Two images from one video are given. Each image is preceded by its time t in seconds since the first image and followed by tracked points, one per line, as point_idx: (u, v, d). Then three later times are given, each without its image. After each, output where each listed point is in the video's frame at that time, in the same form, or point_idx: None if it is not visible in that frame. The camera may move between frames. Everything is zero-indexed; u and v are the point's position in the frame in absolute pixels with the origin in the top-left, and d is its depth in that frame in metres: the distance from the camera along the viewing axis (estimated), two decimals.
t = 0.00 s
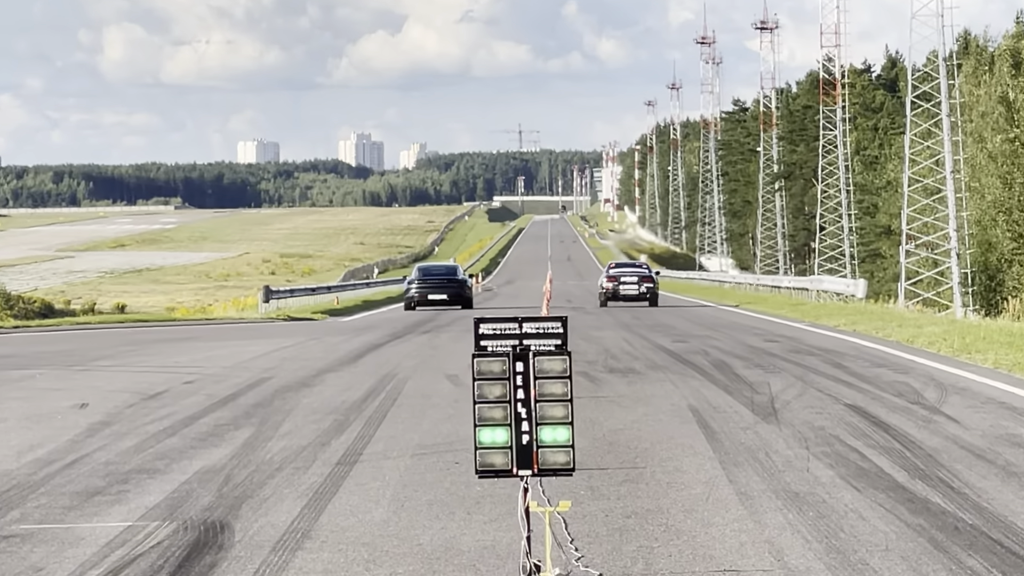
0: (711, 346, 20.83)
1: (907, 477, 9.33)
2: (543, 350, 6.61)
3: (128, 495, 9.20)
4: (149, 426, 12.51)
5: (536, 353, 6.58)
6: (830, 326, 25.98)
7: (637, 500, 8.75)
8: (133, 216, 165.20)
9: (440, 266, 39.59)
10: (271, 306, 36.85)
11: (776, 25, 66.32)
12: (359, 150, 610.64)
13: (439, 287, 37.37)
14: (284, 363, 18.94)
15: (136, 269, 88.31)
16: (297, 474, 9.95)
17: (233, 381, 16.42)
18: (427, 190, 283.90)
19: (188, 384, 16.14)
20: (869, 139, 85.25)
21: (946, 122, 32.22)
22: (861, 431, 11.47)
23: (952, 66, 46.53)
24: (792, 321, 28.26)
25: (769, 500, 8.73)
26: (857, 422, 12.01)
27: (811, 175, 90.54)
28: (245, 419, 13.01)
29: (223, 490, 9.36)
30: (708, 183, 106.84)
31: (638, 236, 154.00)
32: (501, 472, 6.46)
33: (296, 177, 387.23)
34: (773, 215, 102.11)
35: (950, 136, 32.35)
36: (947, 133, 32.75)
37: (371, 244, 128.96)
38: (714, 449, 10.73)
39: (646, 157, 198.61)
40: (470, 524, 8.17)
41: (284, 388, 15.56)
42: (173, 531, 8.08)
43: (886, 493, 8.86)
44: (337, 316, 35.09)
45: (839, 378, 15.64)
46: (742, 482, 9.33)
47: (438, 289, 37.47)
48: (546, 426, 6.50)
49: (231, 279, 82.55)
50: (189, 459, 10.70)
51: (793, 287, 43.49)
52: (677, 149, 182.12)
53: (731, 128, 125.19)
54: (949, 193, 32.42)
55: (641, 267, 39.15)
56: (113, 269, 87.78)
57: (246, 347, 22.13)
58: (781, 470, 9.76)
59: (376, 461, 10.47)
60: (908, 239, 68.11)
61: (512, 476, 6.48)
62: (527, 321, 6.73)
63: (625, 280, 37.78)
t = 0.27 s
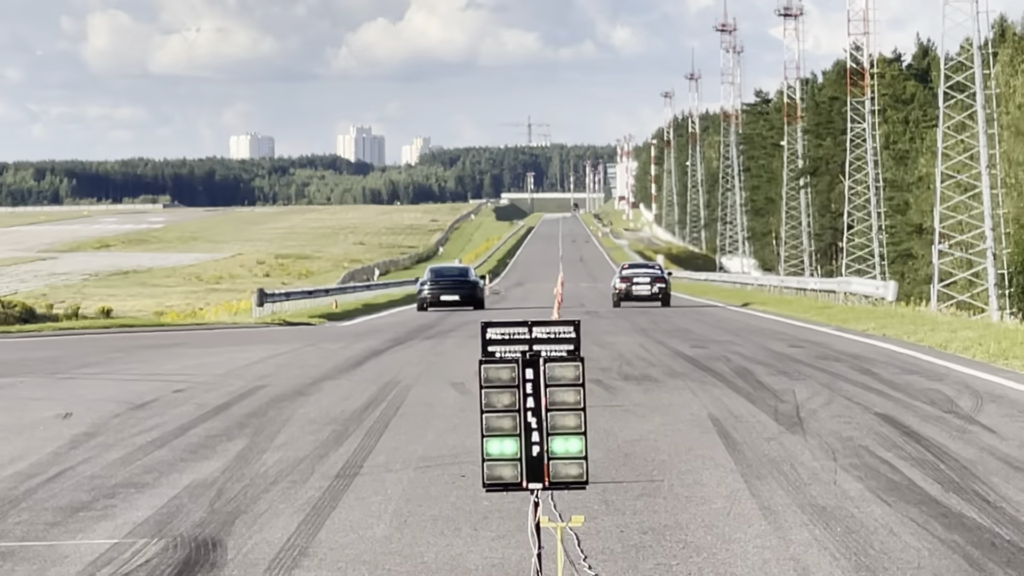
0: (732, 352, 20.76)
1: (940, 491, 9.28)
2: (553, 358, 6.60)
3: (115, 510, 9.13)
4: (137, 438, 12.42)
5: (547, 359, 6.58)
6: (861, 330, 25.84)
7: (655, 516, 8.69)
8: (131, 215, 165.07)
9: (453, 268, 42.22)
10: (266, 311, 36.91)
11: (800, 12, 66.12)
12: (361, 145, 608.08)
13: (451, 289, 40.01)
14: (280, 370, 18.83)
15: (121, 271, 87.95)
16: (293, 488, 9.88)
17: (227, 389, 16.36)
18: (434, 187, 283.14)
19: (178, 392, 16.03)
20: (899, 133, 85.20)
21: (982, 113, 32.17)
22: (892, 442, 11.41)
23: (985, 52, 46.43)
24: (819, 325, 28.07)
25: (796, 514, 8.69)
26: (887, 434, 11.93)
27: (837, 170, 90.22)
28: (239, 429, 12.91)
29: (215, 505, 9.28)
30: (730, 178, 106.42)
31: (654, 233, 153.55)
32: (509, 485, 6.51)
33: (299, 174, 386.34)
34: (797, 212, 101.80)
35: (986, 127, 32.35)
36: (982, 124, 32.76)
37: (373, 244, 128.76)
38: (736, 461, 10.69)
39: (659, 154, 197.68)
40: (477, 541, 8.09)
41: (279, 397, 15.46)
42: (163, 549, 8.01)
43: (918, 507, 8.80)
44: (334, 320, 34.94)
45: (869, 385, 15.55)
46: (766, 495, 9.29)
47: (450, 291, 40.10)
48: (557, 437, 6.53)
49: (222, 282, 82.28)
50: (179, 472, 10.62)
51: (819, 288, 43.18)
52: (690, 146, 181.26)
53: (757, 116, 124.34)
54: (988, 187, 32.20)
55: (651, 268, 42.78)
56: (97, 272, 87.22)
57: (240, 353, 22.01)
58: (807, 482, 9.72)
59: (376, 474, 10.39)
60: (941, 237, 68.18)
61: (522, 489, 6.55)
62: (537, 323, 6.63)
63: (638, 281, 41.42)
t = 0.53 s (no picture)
0: (746, 355, 20.74)
1: (965, 500, 9.25)
2: (561, 361, 6.95)
3: (102, 521, 9.08)
4: (125, 445, 12.37)
5: (553, 362, 6.91)
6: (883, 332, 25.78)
7: (666, 526, 8.68)
8: (127, 212, 164.64)
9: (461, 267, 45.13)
10: (260, 312, 36.90)
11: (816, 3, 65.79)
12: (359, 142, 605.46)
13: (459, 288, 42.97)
14: (275, 375, 18.77)
15: (108, 271, 87.43)
16: (288, 497, 9.84)
17: (220, 395, 16.32)
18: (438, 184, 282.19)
19: (169, 398, 15.96)
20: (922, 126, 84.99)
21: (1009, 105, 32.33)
22: (913, 449, 11.38)
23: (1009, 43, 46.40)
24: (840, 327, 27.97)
25: (814, 524, 8.64)
26: (908, 440, 11.88)
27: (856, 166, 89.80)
28: (231, 436, 12.87)
29: (207, 515, 9.24)
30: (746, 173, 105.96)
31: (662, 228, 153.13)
32: (514, 493, 6.81)
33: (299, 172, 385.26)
34: (814, 208, 101.40)
35: (1012, 119, 32.36)
36: (1008, 120, 32.87)
37: (373, 243, 128.46)
38: (750, 469, 10.66)
39: (666, 149, 196.96)
40: (481, 552, 8.06)
41: (274, 403, 15.41)
42: (151, 561, 7.96)
43: (941, 516, 8.76)
44: (330, 322, 34.86)
45: (890, 390, 15.50)
46: (782, 504, 9.26)
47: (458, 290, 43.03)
48: (563, 443, 6.84)
49: (214, 282, 81.98)
50: (169, 481, 10.57)
51: (838, 288, 42.93)
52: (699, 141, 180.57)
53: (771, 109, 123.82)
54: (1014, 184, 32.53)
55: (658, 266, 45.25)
56: (86, 272, 86.70)
57: (233, 357, 21.95)
58: (825, 491, 9.68)
59: (375, 483, 10.35)
60: (965, 236, 69.02)
61: (526, 496, 6.83)
62: (543, 326, 7.01)
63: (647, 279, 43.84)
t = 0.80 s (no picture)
0: (749, 356, 20.69)
1: (972, 503, 9.24)
2: (562, 360, 6.94)
3: (92, 524, 9.05)
4: (115, 447, 12.34)
5: (553, 361, 6.90)
6: (890, 333, 25.76)
7: (668, 529, 8.65)
8: (117, 211, 164.02)
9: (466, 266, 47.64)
10: (254, 312, 36.84)
11: None
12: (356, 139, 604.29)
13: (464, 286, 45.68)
14: (268, 376, 18.73)
15: (98, 271, 87.16)
16: (282, 501, 9.81)
17: (212, 396, 16.29)
18: (437, 181, 281.65)
19: (160, 400, 15.93)
20: (929, 122, 84.83)
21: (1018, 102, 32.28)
22: (921, 451, 11.37)
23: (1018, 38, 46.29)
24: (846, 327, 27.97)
25: (819, 528, 8.64)
26: (916, 442, 11.87)
27: (862, 162, 89.57)
28: (224, 438, 12.84)
29: (199, 519, 9.21)
30: (749, 170, 105.67)
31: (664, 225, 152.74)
32: (512, 495, 6.82)
33: (296, 169, 384.27)
34: (819, 205, 101.18)
35: (1020, 114, 32.27)
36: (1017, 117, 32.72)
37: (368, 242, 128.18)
38: (754, 471, 10.65)
39: (668, 145, 196.46)
40: (479, 556, 8.05)
41: (268, 405, 15.37)
42: (141, 566, 7.93)
43: (948, 519, 8.76)
44: (325, 322, 34.79)
45: (897, 391, 15.49)
46: (786, 508, 9.25)
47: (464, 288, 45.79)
48: (563, 444, 6.85)
49: (205, 282, 81.76)
50: (160, 484, 10.54)
51: (844, 287, 42.84)
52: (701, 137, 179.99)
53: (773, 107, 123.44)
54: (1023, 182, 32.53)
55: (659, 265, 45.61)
56: (74, 271, 86.39)
57: (227, 358, 21.91)
58: (830, 494, 9.68)
59: (371, 486, 10.32)
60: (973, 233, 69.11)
61: (525, 498, 6.86)
62: (542, 324, 6.97)
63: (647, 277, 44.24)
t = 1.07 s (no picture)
0: (748, 354, 20.67)
1: (973, 503, 9.24)
2: (554, 357, 7.01)
3: (76, 525, 9.04)
4: (100, 446, 12.32)
5: (547, 359, 6.96)
6: (893, 330, 25.72)
7: (663, 530, 8.65)
8: (104, 206, 163.33)
9: (464, 262, 47.63)
10: (242, 309, 36.71)
11: None
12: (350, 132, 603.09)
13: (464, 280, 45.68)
14: (256, 374, 18.68)
15: (82, 267, 86.64)
16: (271, 501, 9.80)
17: (197, 395, 16.25)
18: (435, 175, 281.16)
19: (146, 398, 15.90)
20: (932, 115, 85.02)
21: (1022, 93, 32.08)
22: (922, 450, 11.36)
23: (1020, 29, 46.17)
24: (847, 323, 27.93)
25: (818, 528, 8.63)
26: (917, 442, 11.84)
27: (864, 156, 89.49)
28: (211, 438, 12.81)
29: (187, 519, 9.20)
30: (748, 165, 105.66)
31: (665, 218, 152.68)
32: (505, 494, 6.87)
33: (290, 164, 383.79)
34: (819, 199, 101.04)
35: None
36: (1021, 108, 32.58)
37: (358, 238, 127.93)
38: (753, 471, 10.64)
39: (667, 138, 196.47)
40: (471, 558, 8.03)
41: (255, 404, 15.32)
42: (126, 567, 7.93)
43: (951, 520, 8.75)
44: (314, 319, 34.70)
45: (899, 389, 15.47)
46: (785, 508, 9.25)
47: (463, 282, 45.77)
48: (557, 443, 6.88)
49: (192, 278, 81.40)
50: (146, 484, 10.52)
51: (845, 283, 42.74)
52: (701, 129, 180.07)
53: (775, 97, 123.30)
54: None
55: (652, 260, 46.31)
56: (59, 267, 85.90)
57: (214, 355, 21.84)
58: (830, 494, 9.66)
59: (360, 486, 10.31)
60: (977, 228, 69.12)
61: (518, 498, 6.90)
62: (536, 322, 7.01)
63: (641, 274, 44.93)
